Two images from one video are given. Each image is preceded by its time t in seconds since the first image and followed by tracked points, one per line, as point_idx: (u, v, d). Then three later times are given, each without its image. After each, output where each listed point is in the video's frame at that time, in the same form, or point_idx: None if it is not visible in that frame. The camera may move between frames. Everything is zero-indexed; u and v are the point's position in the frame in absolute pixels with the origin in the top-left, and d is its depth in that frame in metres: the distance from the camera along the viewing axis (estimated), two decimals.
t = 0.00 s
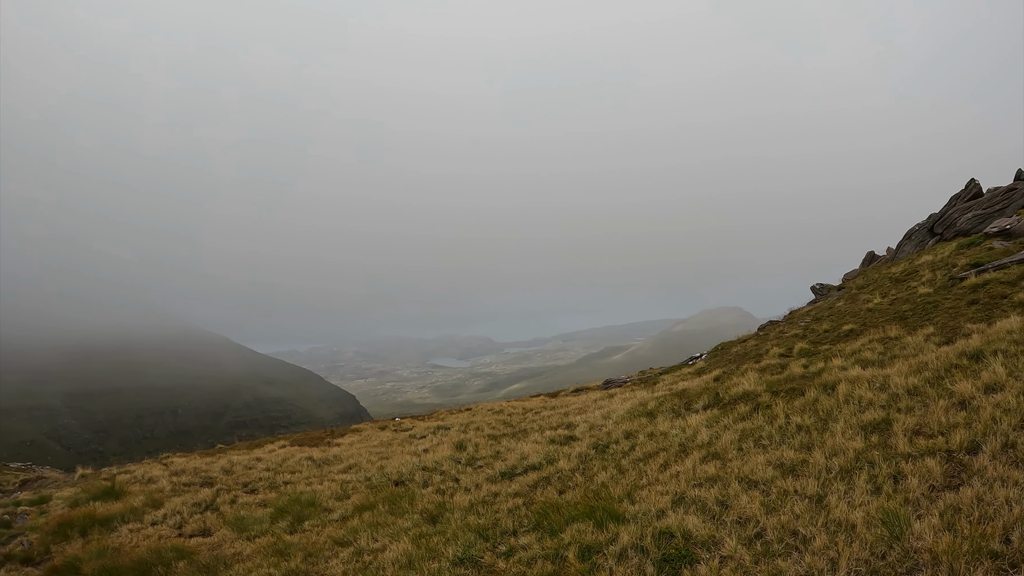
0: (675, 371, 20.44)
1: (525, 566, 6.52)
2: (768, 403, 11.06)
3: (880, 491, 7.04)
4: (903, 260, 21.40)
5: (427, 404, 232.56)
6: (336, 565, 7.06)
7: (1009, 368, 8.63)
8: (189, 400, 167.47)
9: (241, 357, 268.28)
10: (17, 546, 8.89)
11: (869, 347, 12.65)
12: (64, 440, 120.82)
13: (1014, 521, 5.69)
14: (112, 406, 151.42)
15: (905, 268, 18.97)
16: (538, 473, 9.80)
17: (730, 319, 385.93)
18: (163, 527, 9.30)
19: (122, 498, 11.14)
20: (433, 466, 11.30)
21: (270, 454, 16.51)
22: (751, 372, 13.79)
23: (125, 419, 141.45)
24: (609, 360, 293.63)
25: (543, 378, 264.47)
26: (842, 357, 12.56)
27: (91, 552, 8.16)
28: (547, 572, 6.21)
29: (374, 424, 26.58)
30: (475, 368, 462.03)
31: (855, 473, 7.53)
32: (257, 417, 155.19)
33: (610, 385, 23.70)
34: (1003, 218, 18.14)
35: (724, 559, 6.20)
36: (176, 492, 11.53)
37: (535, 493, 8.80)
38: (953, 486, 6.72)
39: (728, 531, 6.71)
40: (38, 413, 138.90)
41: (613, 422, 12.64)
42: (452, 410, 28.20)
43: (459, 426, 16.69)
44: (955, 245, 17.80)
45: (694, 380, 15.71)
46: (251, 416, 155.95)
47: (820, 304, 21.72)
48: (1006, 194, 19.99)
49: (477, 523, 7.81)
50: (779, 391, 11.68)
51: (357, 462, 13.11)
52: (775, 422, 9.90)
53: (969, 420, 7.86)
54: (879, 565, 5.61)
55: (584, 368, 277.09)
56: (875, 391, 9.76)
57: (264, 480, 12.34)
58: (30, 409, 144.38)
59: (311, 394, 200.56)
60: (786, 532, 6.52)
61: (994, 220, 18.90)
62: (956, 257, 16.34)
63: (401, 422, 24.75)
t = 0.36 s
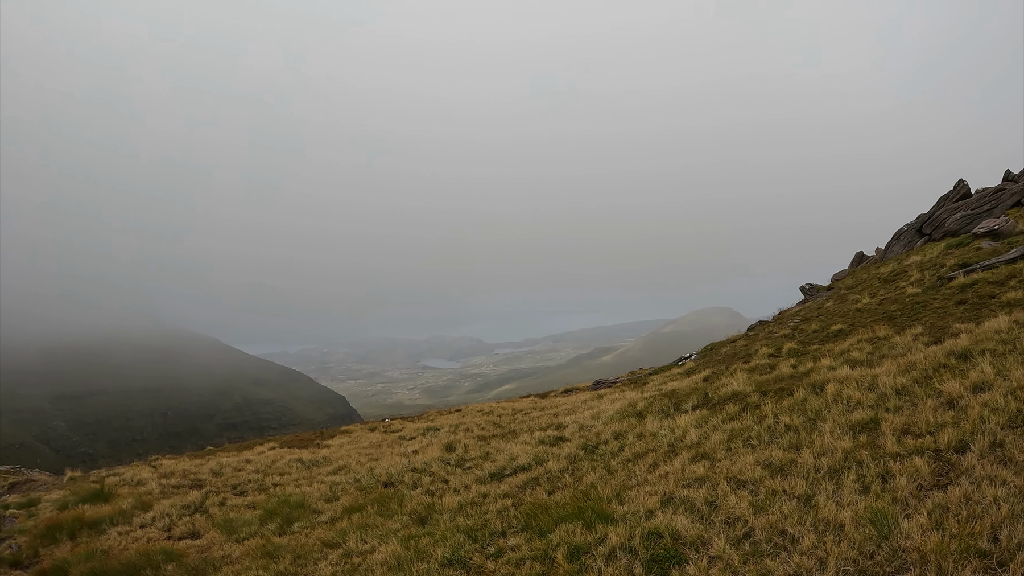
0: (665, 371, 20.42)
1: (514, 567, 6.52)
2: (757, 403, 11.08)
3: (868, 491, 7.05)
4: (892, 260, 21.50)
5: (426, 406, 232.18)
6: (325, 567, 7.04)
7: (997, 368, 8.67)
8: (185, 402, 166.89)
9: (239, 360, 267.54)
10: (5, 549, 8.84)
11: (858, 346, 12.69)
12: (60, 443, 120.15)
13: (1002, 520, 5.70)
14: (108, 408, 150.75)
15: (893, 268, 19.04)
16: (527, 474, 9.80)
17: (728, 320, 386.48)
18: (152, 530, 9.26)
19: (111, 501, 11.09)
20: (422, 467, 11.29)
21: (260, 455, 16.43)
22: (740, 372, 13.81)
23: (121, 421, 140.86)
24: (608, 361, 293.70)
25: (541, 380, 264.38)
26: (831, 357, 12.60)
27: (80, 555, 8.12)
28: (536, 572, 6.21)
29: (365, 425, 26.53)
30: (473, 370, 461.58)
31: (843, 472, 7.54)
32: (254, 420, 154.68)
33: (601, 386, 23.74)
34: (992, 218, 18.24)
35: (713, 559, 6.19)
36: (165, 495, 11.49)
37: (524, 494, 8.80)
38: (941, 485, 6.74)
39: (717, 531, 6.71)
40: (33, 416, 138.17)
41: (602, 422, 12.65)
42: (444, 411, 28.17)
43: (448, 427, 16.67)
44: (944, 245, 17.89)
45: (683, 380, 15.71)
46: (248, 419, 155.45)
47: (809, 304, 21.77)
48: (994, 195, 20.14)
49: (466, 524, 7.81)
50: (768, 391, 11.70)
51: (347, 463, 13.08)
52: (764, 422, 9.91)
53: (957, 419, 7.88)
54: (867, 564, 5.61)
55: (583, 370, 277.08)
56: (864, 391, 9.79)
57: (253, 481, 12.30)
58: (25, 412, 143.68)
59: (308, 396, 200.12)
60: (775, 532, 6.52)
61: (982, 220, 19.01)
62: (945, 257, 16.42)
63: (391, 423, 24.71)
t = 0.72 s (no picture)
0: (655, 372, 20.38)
1: (503, 569, 6.50)
2: (747, 403, 11.11)
3: (858, 491, 7.05)
4: (881, 261, 21.60)
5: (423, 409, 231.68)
6: (314, 569, 7.01)
7: (985, 368, 8.74)
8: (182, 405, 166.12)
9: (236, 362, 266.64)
10: None
11: (847, 347, 12.75)
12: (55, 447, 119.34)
13: (991, 519, 5.71)
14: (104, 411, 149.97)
15: (882, 269, 19.14)
16: (517, 475, 9.80)
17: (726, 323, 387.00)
18: (141, 533, 9.22)
19: (99, 503, 11.05)
20: (411, 469, 11.27)
21: (249, 458, 16.38)
22: (729, 373, 13.83)
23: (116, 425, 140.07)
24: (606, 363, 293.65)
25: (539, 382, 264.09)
26: (820, 358, 12.64)
27: (68, 558, 8.06)
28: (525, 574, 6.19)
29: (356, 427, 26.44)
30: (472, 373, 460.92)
31: (832, 472, 7.55)
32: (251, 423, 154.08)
33: (592, 387, 23.76)
34: (980, 220, 18.33)
35: (702, 560, 6.18)
36: (154, 497, 11.45)
37: (513, 496, 8.78)
38: (930, 485, 6.75)
39: (706, 532, 6.71)
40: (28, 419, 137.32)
41: (592, 423, 12.64)
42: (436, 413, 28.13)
43: (439, 428, 16.66)
44: (933, 246, 18.00)
45: (673, 381, 15.69)
46: (245, 422, 154.83)
47: (798, 305, 21.81)
48: (982, 197, 20.31)
49: (456, 525, 7.80)
50: (758, 391, 11.73)
51: (336, 465, 13.04)
52: (754, 423, 9.93)
53: (945, 419, 7.91)
54: (856, 564, 5.61)
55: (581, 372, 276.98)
56: (853, 391, 9.83)
57: (242, 483, 12.26)
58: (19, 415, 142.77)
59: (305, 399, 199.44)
60: (764, 532, 6.52)
61: (971, 221, 19.11)
62: (934, 258, 16.52)
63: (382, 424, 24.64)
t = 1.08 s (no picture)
0: (644, 373, 20.35)
1: (490, 571, 6.48)
2: (734, 404, 11.13)
3: (845, 491, 7.08)
4: (870, 262, 21.66)
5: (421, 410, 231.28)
6: (301, 571, 6.99)
7: (972, 369, 8.80)
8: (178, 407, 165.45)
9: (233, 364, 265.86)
10: None
11: (835, 348, 12.79)
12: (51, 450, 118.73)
13: (978, 519, 5.73)
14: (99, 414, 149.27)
15: (870, 270, 19.18)
16: (505, 476, 9.80)
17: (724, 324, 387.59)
18: (129, 535, 9.19)
19: (87, 505, 11.00)
20: (400, 470, 11.25)
21: (238, 459, 16.32)
22: (717, 374, 13.85)
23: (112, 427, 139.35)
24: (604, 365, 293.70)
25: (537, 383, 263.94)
26: (808, 359, 12.68)
27: (56, 560, 8.02)
28: None
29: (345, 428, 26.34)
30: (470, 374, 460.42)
31: (819, 473, 7.57)
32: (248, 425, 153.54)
33: (582, 388, 23.77)
34: (968, 222, 18.43)
35: (689, 560, 6.18)
36: (142, 499, 11.40)
37: (501, 497, 8.78)
38: (917, 486, 6.77)
39: (693, 533, 6.70)
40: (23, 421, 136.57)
41: (580, 424, 12.63)
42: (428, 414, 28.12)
43: (427, 430, 16.61)
44: (921, 248, 18.06)
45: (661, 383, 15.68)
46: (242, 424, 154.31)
47: (787, 306, 21.83)
48: (971, 199, 20.42)
49: (444, 526, 7.80)
50: (746, 392, 11.77)
51: (325, 467, 13.01)
52: (741, 423, 9.96)
53: (932, 420, 7.94)
54: (843, 564, 5.62)
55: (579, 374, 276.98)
56: (841, 392, 9.86)
57: (231, 485, 12.22)
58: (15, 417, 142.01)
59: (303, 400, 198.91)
60: (751, 533, 6.53)
61: (959, 223, 19.22)
62: (922, 260, 16.56)
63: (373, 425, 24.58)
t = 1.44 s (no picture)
0: (638, 373, 20.36)
1: (483, 572, 6.49)
2: (727, 406, 11.15)
3: (837, 492, 7.10)
4: (864, 263, 21.68)
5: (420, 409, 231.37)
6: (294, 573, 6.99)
7: (965, 370, 8.84)
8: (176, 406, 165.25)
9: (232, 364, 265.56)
10: None
11: (828, 348, 12.83)
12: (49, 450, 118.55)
13: (969, 521, 5.76)
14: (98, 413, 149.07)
15: (864, 271, 19.23)
16: (499, 477, 9.82)
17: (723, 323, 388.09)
18: (122, 536, 9.19)
19: (81, 507, 10.99)
20: (394, 471, 11.26)
21: (232, 460, 16.31)
22: (711, 376, 13.86)
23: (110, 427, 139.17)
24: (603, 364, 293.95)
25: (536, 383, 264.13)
26: (801, 360, 12.71)
27: (49, 562, 8.01)
28: None
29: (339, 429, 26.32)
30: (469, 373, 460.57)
31: (812, 474, 7.59)
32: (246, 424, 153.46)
33: (577, 388, 23.76)
34: (962, 223, 18.47)
35: (682, 561, 6.19)
36: (136, 501, 11.39)
37: (494, 498, 8.80)
38: (909, 487, 6.78)
39: (686, 534, 6.72)
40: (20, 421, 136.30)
41: (574, 425, 12.64)
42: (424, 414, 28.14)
43: (421, 431, 16.60)
44: (914, 249, 18.08)
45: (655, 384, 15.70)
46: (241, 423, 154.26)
47: (781, 307, 21.87)
48: (964, 200, 20.47)
49: (437, 528, 7.80)
50: (739, 393, 11.79)
51: (318, 468, 13.00)
52: (735, 424, 9.99)
53: (925, 421, 7.96)
54: (835, 565, 5.64)
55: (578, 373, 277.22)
56: (833, 393, 9.89)
57: (225, 486, 12.23)
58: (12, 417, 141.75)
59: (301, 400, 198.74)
60: (743, 534, 6.53)
61: (953, 224, 19.27)
62: (916, 261, 16.58)
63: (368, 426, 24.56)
